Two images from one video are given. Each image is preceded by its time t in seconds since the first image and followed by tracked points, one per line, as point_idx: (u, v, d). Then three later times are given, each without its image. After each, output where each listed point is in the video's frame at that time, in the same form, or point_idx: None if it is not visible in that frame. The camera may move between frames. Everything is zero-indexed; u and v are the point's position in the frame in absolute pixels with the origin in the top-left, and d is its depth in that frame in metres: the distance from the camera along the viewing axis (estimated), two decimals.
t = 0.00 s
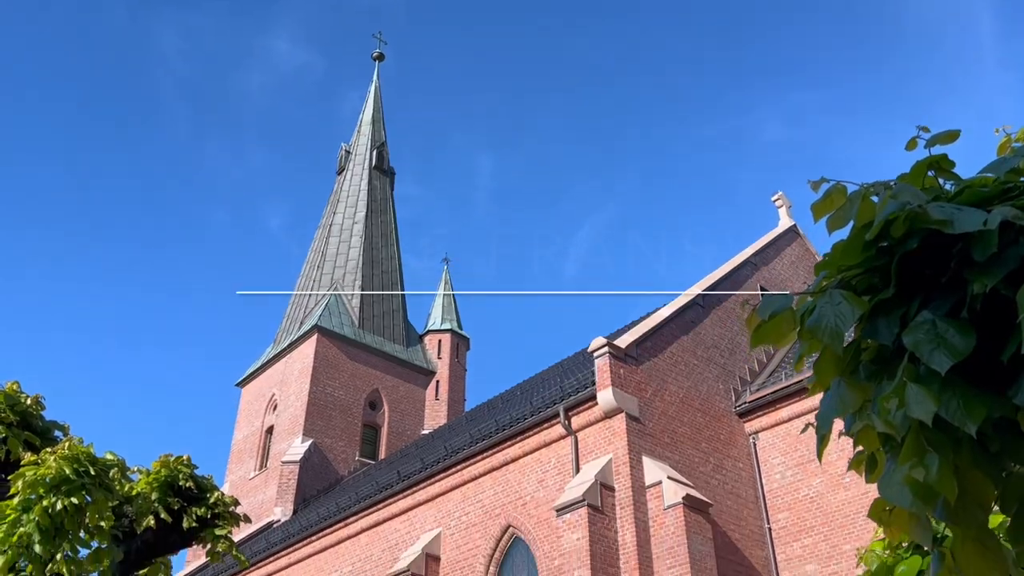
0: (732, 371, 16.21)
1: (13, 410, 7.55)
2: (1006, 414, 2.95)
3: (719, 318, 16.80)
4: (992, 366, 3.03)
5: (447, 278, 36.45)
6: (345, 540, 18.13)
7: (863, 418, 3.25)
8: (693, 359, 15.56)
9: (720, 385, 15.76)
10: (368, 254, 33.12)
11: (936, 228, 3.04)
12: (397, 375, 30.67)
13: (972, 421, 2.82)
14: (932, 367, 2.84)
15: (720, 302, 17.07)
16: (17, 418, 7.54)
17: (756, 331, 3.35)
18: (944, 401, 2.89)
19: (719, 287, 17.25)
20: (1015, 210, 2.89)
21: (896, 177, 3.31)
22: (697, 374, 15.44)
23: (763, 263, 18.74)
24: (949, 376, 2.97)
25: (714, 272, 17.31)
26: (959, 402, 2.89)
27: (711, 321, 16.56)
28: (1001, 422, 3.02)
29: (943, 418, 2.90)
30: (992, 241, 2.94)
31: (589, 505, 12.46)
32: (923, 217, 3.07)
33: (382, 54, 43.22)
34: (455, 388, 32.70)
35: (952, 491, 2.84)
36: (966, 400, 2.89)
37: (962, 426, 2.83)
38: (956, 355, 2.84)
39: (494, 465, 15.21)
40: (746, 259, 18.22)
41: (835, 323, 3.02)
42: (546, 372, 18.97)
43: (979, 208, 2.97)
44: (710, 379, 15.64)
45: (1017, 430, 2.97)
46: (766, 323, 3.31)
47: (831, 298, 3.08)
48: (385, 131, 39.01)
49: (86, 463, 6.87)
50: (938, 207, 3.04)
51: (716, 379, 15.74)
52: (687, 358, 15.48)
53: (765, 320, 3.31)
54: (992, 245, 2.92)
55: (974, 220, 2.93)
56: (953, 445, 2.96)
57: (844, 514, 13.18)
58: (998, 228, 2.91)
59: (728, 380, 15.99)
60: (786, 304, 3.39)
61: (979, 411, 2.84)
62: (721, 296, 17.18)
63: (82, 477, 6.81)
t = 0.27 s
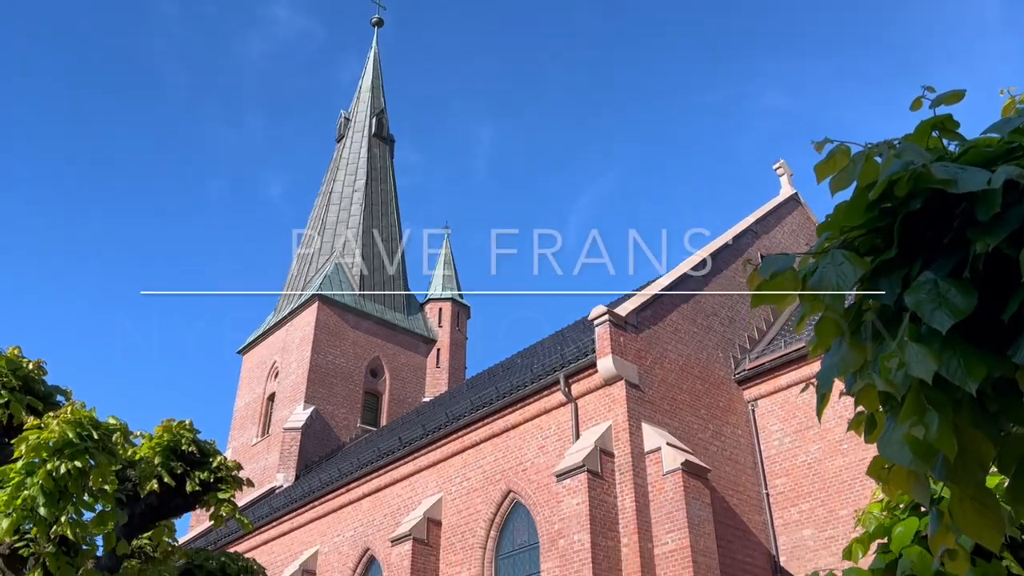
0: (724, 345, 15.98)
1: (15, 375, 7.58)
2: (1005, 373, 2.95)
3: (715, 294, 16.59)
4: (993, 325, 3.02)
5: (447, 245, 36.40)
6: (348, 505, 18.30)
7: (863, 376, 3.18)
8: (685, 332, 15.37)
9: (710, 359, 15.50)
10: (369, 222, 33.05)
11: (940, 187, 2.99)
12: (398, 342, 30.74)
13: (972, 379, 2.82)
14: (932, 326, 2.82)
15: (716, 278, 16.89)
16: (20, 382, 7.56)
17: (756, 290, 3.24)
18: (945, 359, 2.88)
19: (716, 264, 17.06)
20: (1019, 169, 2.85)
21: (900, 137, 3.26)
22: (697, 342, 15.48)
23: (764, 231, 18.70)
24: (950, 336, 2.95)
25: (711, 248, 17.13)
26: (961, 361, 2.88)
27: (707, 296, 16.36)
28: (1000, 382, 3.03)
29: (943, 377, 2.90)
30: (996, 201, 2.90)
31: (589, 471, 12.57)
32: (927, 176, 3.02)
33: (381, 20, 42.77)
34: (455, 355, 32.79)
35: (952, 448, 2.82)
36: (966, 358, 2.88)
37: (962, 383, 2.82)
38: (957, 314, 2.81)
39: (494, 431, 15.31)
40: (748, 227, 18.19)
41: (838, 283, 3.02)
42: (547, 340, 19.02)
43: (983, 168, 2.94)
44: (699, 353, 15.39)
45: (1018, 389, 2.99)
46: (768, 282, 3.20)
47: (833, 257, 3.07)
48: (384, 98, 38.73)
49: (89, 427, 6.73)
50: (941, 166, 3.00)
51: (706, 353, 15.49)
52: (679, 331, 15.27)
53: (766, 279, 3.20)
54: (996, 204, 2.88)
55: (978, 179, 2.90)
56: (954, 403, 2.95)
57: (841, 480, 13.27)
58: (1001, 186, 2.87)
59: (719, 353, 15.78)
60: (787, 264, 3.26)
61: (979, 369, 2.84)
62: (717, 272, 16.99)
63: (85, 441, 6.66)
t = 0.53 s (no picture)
0: (722, 344, 15.49)
1: (17, 341, 7.59)
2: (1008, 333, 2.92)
3: (712, 294, 16.09)
4: (994, 288, 3.02)
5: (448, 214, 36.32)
6: (349, 472, 18.45)
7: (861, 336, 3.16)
8: (683, 328, 14.86)
9: (705, 358, 15.04)
10: (369, 190, 32.97)
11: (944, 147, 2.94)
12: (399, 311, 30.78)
13: (974, 340, 2.78)
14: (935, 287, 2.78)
15: (714, 277, 16.41)
16: (22, 348, 7.58)
17: (758, 252, 3.20)
18: (946, 321, 2.84)
19: (714, 264, 16.56)
20: None
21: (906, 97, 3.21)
22: (697, 309, 15.48)
23: (766, 200, 18.66)
24: (952, 297, 2.92)
25: (709, 245, 16.64)
26: (962, 322, 2.84)
27: (707, 295, 15.81)
28: (1002, 343, 3.00)
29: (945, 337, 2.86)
30: (1001, 159, 2.85)
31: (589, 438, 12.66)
32: (931, 136, 2.97)
33: None
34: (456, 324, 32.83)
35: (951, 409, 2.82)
36: (969, 319, 2.84)
37: (963, 345, 2.79)
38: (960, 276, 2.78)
39: (494, 399, 15.39)
40: (749, 195, 18.15)
41: (840, 245, 2.93)
42: (548, 309, 19.07)
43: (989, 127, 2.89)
44: (695, 351, 14.91)
45: (1018, 350, 2.97)
46: (769, 244, 3.15)
47: (835, 220, 2.99)
48: (384, 65, 38.44)
49: (93, 393, 6.67)
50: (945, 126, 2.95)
51: (702, 352, 15.02)
52: (675, 329, 14.78)
53: (768, 241, 3.15)
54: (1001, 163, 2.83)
55: (983, 138, 2.82)
56: (956, 363, 2.92)
57: (840, 447, 13.35)
58: (1007, 146, 2.82)
59: (716, 351, 15.30)
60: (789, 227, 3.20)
61: (981, 330, 2.80)
62: (715, 271, 16.49)
63: (88, 407, 6.58)
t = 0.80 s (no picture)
0: (723, 344, 15.14)
1: (20, 310, 7.59)
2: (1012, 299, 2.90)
3: (712, 294, 15.65)
4: (1000, 251, 2.99)
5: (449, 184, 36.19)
6: (351, 442, 18.57)
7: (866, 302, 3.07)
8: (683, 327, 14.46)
9: (705, 359, 14.73)
10: (369, 160, 32.84)
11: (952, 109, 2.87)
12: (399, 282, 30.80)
13: (977, 304, 2.73)
14: (939, 252, 2.71)
15: (716, 276, 15.97)
16: (24, 317, 7.57)
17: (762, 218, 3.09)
18: (950, 284, 2.78)
19: (715, 263, 16.13)
20: None
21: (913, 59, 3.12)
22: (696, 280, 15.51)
23: (768, 170, 18.58)
24: (958, 261, 2.86)
25: (709, 244, 16.23)
26: (965, 285, 2.79)
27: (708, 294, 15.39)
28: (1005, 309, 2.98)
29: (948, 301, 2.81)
30: (1008, 122, 2.79)
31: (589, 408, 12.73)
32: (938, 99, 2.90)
33: None
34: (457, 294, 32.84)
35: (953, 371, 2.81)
36: (973, 283, 2.79)
37: (966, 308, 2.74)
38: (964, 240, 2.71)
39: (495, 369, 15.46)
40: (751, 166, 18.07)
41: (843, 209, 2.81)
42: (549, 280, 19.08)
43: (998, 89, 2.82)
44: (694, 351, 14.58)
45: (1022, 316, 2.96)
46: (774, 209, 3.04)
47: (839, 181, 2.87)
48: (383, 33, 38.09)
49: (95, 360, 6.64)
50: (953, 88, 2.87)
51: (701, 353, 14.70)
52: (675, 329, 14.36)
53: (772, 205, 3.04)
54: (1009, 125, 2.77)
55: (990, 101, 2.75)
56: (960, 327, 2.90)
57: (839, 417, 13.42)
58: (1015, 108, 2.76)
59: (716, 351, 14.95)
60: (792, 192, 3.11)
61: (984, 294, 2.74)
62: (716, 270, 16.05)
63: (91, 374, 6.56)
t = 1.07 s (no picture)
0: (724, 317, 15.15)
1: (20, 281, 7.58)
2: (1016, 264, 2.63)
3: (710, 297, 15.21)
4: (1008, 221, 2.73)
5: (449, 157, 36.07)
6: (351, 414, 18.69)
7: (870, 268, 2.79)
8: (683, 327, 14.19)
9: (705, 359, 14.41)
10: (368, 132, 32.67)
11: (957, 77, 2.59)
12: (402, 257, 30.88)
13: (981, 272, 2.44)
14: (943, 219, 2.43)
15: (716, 278, 15.50)
16: (24, 288, 7.55)
17: (764, 183, 2.82)
18: (954, 251, 2.49)
19: (715, 264, 15.68)
20: None
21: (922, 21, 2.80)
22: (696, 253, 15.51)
23: (770, 143, 18.50)
24: (961, 227, 2.56)
25: (709, 244, 15.80)
26: (970, 252, 2.50)
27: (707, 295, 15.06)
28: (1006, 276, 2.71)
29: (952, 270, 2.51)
30: (1019, 88, 2.52)
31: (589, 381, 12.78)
32: (945, 63, 2.60)
33: None
34: (457, 268, 32.83)
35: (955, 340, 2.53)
36: (977, 249, 2.50)
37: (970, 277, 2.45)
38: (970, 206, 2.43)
39: (496, 342, 15.51)
40: (753, 138, 18.00)
41: (847, 175, 2.54)
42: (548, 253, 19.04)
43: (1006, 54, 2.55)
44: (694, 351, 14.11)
45: None
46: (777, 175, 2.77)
47: (844, 147, 2.59)
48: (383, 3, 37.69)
49: (97, 332, 6.62)
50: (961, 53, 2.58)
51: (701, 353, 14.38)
52: (675, 329, 14.10)
53: (777, 170, 2.77)
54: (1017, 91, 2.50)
55: (998, 66, 2.48)
56: (963, 294, 2.59)
57: (839, 389, 13.46)
58: None
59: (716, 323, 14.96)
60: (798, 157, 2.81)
61: (988, 262, 2.46)
62: (716, 273, 15.57)
63: (92, 344, 6.53)
